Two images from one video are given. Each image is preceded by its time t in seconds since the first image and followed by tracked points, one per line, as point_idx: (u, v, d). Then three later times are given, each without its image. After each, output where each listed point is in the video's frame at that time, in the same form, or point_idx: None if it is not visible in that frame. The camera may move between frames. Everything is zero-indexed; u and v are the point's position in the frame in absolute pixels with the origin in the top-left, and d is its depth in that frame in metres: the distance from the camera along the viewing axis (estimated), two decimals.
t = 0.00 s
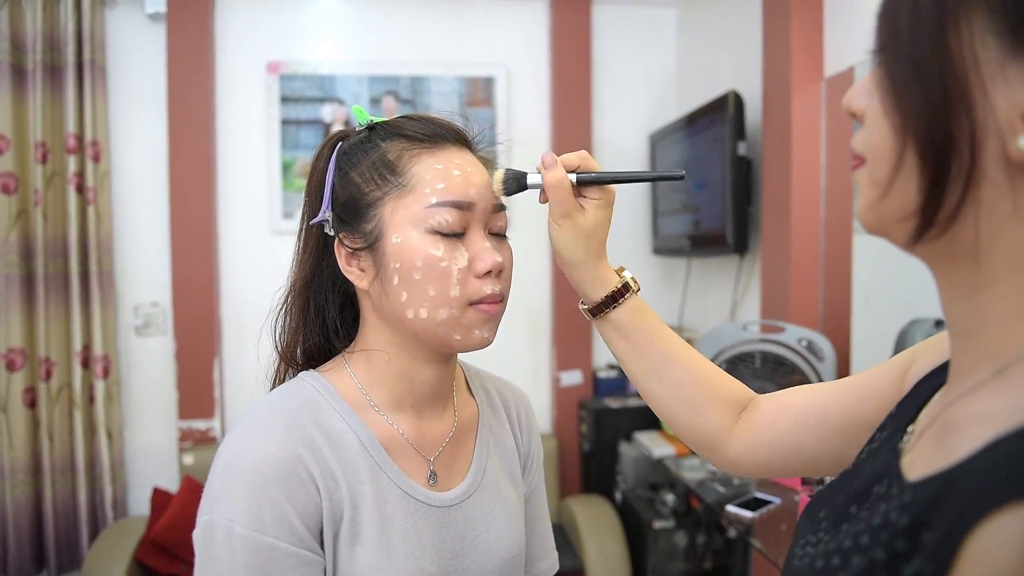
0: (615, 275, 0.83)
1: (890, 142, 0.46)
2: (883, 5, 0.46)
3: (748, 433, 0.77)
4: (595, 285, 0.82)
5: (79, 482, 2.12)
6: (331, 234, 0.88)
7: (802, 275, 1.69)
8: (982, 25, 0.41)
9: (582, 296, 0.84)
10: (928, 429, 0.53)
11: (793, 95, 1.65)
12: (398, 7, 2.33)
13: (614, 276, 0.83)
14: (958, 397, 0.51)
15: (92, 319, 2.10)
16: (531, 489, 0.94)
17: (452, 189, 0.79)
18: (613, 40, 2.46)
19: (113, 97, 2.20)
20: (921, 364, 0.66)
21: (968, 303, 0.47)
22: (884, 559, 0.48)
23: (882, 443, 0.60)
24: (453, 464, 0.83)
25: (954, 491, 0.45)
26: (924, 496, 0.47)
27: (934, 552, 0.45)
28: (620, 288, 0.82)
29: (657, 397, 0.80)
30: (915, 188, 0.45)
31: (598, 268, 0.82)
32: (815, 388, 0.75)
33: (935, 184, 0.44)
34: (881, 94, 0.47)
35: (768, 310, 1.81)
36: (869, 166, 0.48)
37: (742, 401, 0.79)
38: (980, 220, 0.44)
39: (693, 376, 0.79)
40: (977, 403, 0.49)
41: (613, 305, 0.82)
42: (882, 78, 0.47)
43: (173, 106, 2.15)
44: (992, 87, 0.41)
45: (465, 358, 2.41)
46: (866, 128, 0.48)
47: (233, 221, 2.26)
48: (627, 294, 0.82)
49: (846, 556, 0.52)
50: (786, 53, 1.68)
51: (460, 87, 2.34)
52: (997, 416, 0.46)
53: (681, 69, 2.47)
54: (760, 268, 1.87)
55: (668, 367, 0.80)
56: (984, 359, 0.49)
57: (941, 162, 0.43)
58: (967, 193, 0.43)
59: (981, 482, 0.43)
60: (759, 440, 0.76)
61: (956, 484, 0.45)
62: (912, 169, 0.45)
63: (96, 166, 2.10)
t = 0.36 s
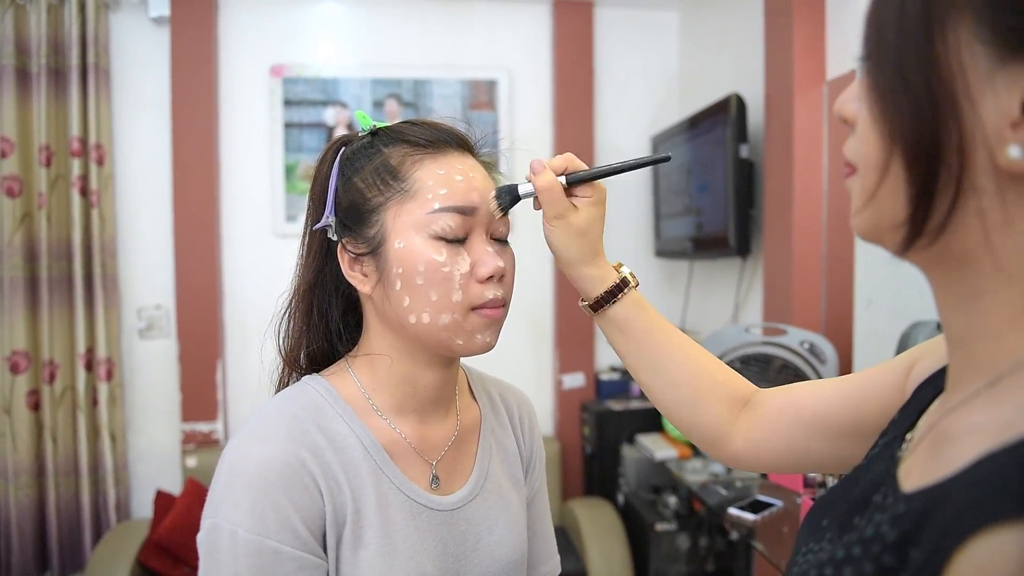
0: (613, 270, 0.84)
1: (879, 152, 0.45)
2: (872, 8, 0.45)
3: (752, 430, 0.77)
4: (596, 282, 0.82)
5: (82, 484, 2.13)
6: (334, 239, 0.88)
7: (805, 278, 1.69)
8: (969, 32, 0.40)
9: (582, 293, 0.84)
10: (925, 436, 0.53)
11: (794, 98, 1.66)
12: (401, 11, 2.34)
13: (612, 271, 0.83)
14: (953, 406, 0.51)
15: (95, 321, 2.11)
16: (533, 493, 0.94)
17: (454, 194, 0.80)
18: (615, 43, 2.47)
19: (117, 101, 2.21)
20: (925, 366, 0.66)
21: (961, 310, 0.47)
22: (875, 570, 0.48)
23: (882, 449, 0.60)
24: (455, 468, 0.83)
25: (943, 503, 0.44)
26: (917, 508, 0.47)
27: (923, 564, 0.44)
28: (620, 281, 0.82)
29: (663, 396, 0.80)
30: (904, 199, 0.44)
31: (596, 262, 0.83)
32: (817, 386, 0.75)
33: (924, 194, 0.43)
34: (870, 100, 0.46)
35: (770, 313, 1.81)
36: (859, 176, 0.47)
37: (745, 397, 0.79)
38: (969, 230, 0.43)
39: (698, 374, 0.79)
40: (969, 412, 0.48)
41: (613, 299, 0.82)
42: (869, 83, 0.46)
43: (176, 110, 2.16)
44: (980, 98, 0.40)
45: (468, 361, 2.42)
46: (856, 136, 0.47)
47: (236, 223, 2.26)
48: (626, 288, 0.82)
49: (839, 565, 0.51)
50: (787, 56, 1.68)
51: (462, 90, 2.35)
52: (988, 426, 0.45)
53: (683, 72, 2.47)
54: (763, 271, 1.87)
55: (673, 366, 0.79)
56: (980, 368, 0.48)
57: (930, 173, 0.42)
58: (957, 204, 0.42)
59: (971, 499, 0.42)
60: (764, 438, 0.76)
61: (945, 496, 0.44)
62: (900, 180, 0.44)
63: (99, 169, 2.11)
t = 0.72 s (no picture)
0: (606, 273, 0.84)
1: (865, 160, 0.45)
2: (855, 11, 0.45)
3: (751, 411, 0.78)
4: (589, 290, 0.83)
5: (76, 486, 2.12)
6: (327, 242, 0.88)
7: (798, 280, 1.69)
8: (954, 41, 0.40)
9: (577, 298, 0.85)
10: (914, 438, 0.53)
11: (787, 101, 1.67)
12: (396, 13, 2.35)
13: (606, 275, 0.83)
14: (942, 410, 0.51)
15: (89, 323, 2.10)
16: (527, 494, 0.94)
17: (446, 198, 0.80)
18: (609, 46, 2.48)
19: (111, 102, 2.20)
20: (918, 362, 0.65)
21: (951, 314, 0.47)
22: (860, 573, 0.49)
23: (870, 450, 0.61)
24: (448, 470, 0.83)
25: (926, 507, 0.45)
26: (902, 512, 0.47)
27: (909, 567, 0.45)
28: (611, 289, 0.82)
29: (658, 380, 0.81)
30: (891, 207, 0.44)
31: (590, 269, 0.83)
32: (814, 369, 0.75)
33: (911, 201, 0.43)
34: (853, 106, 0.46)
35: (764, 315, 1.82)
36: (847, 183, 0.47)
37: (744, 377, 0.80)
38: (959, 238, 0.43)
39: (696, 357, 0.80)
40: (957, 415, 0.49)
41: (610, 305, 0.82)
42: (852, 89, 0.46)
43: (171, 111, 2.16)
44: (965, 106, 0.40)
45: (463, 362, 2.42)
46: (842, 142, 0.48)
47: (231, 225, 2.26)
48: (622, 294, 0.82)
49: (825, 568, 0.52)
50: (780, 59, 1.69)
51: (458, 92, 2.35)
52: (974, 430, 0.46)
53: (678, 74, 2.48)
54: (757, 273, 1.88)
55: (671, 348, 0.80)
56: (969, 373, 0.49)
57: (917, 182, 0.43)
58: (945, 212, 0.43)
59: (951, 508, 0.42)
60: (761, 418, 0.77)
61: (928, 500, 0.45)
62: (887, 188, 0.44)
63: (94, 171, 2.10)
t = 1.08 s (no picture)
0: (596, 234, 0.83)
1: (859, 163, 0.45)
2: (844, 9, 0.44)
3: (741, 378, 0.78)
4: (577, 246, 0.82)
5: (74, 488, 2.12)
6: (326, 242, 0.88)
7: (797, 280, 1.70)
8: (947, 42, 0.40)
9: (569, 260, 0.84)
10: (911, 439, 0.53)
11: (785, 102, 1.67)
12: (395, 14, 2.35)
13: (595, 235, 0.83)
14: (938, 413, 0.51)
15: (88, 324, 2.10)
16: (527, 495, 0.94)
17: (444, 198, 0.80)
18: (608, 47, 2.48)
19: (111, 103, 2.21)
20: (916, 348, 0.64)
21: (948, 318, 0.47)
22: None
23: (865, 446, 0.61)
24: (448, 470, 0.83)
25: (927, 515, 0.45)
26: (898, 517, 0.47)
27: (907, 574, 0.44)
28: (599, 247, 0.81)
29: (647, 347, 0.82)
30: (885, 213, 0.44)
31: (578, 228, 0.83)
32: (812, 343, 0.75)
33: (907, 206, 0.43)
34: (844, 106, 0.46)
35: (762, 316, 1.82)
36: (841, 187, 0.47)
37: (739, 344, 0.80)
38: (956, 243, 0.43)
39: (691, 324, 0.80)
40: (954, 421, 0.48)
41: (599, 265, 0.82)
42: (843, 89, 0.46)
43: (170, 112, 2.16)
44: (960, 109, 0.40)
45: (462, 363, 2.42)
46: (836, 144, 0.47)
47: (230, 226, 2.26)
48: (610, 254, 0.81)
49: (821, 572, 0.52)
50: (779, 60, 1.70)
51: (457, 93, 2.35)
52: (971, 435, 0.46)
53: (676, 76, 2.49)
54: (756, 274, 1.88)
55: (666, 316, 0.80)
56: (966, 377, 0.49)
57: (912, 189, 0.42)
58: (941, 218, 0.43)
59: (953, 516, 0.42)
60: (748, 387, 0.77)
61: (928, 509, 0.45)
62: (881, 193, 0.44)
63: (93, 172, 2.10)
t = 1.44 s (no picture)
0: (596, 202, 0.84)
1: (845, 172, 0.45)
2: (833, 14, 0.44)
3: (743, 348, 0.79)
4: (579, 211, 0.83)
5: (73, 489, 2.11)
6: (327, 244, 0.88)
7: (797, 282, 1.70)
8: (939, 54, 0.39)
9: (570, 226, 0.85)
10: (903, 444, 0.53)
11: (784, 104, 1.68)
12: (395, 16, 2.35)
13: (596, 203, 0.83)
14: (928, 421, 0.51)
15: (87, 325, 2.10)
16: (527, 496, 0.94)
17: (445, 199, 0.80)
18: (608, 49, 2.48)
19: (111, 104, 2.21)
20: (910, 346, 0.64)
21: (943, 326, 0.47)
22: None
23: (861, 446, 0.61)
24: (448, 471, 0.83)
25: (918, 527, 0.44)
26: (890, 527, 0.46)
27: None
28: (599, 215, 0.82)
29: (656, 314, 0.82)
30: (867, 224, 0.44)
31: (579, 194, 0.83)
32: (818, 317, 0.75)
33: (894, 220, 0.43)
34: (830, 111, 0.45)
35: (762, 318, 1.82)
36: (829, 193, 0.47)
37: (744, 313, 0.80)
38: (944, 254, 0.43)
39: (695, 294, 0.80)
40: (943, 429, 0.48)
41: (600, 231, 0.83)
42: (830, 95, 0.45)
43: (170, 113, 2.16)
44: (952, 122, 0.39)
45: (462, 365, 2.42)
46: (824, 148, 0.47)
47: (230, 227, 2.26)
48: (610, 221, 0.82)
49: None
50: (778, 62, 1.70)
51: (457, 95, 2.36)
52: (956, 444, 0.46)
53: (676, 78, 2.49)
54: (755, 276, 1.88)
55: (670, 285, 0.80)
56: (959, 385, 0.49)
57: (900, 202, 0.42)
58: (927, 232, 0.43)
59: (943, 521, 0.42)
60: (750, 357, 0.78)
61: (919, 520, 0.44)
62: (866, 204, 0.44)
63: (93, 173, 2.10)
